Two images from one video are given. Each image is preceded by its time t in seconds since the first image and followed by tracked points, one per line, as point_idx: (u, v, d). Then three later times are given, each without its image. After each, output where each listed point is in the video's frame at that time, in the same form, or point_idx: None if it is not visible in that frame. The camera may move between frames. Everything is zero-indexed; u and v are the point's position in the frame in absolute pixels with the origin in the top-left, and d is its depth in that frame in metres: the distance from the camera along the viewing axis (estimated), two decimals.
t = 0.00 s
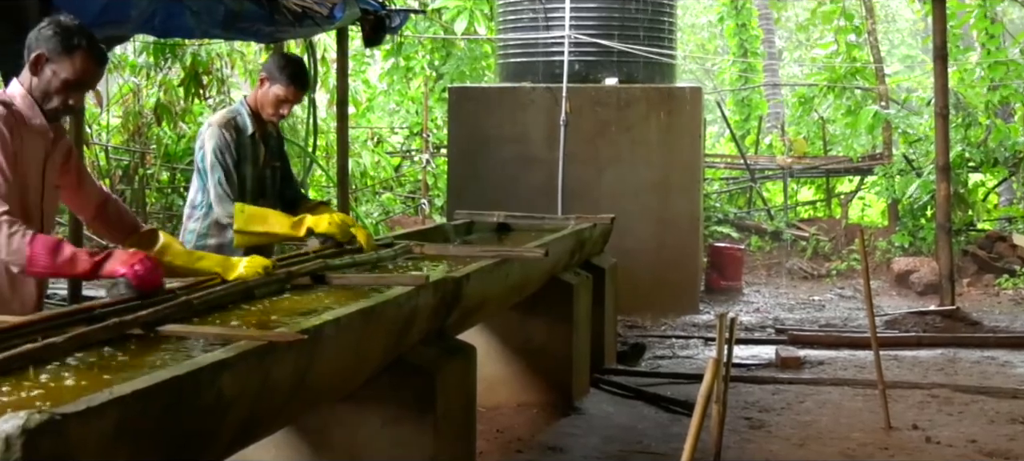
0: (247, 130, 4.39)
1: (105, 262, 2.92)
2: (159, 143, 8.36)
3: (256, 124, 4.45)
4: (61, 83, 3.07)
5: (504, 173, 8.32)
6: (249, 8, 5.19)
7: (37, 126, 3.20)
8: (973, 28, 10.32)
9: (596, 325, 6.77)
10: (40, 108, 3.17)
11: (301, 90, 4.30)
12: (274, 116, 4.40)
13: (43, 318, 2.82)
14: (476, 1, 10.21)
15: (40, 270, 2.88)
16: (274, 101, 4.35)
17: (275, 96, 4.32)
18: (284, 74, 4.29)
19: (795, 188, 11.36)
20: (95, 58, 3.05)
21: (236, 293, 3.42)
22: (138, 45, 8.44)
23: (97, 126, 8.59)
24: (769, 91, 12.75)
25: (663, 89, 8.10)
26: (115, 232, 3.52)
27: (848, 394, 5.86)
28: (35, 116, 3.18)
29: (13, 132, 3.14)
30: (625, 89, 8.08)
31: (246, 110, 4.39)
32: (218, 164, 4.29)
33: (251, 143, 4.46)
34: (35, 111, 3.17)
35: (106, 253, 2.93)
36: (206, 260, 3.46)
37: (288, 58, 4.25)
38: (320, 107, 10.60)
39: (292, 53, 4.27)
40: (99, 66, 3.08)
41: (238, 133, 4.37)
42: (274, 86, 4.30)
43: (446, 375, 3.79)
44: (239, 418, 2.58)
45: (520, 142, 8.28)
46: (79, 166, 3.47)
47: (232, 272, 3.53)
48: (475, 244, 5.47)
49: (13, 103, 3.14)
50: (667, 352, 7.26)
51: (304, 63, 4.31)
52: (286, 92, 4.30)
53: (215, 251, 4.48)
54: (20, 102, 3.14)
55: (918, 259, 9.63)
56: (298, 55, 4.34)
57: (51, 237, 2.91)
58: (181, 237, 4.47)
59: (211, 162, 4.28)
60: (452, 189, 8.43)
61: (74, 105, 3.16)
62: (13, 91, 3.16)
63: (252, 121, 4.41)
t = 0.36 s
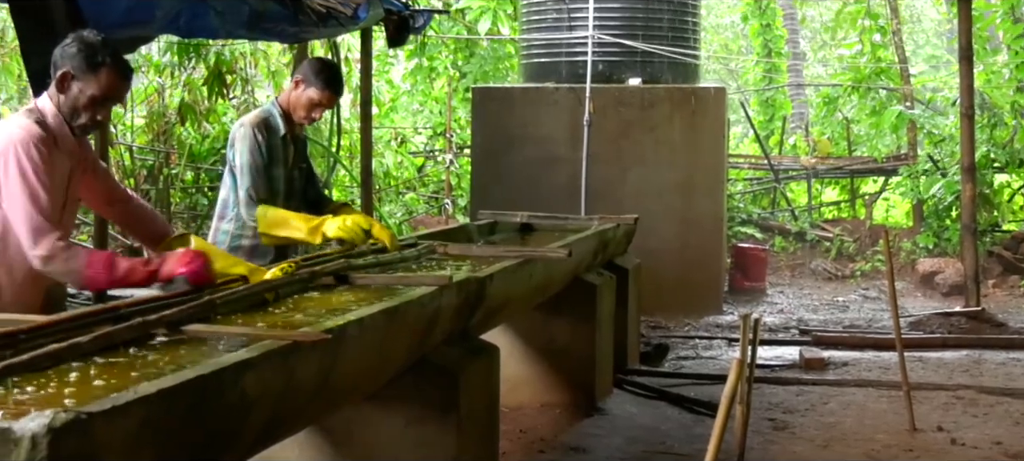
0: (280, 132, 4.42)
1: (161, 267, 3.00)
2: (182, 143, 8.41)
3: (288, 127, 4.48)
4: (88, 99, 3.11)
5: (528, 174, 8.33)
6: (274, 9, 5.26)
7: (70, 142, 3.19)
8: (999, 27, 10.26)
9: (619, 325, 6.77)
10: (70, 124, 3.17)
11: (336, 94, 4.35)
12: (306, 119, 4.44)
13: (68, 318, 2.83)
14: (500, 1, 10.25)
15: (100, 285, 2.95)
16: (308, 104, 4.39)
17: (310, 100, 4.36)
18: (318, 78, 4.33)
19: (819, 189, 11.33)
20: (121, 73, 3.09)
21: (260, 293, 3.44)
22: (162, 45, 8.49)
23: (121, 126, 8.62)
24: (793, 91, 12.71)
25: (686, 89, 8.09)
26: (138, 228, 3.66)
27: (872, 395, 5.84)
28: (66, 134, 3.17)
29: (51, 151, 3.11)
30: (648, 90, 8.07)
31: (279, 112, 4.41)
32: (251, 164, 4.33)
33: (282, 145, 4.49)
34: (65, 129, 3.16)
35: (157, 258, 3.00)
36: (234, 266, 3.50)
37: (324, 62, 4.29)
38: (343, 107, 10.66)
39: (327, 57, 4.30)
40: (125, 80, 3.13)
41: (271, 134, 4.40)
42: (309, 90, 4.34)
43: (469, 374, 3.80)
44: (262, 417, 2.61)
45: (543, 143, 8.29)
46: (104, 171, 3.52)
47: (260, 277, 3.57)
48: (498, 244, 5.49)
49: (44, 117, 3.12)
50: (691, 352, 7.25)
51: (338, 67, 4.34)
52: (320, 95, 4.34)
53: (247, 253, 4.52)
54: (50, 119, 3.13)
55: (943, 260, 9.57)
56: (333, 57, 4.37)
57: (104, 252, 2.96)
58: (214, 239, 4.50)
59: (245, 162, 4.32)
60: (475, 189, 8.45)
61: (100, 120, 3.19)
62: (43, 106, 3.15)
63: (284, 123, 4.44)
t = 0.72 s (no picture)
0: (303, 132, 4.46)
1: (157, 263, 3.00)
2: (205, 143, 8.45)
3: (310, 128, 4.51)
4: (113, 100, 3.10)
5: (550, 174, 8.34)
6: (297, 9, 5.31)
7: (89, 145, 3.23)
8: None
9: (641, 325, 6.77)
10: (93, 125, 3.21)
11: (357, 97, 4.38)
12: (327, 122, 4.47)
13: (84, 316, 2.87)
14: (522, 1, 10.28)
15: (96, 281, 2.96)
16: (329, 107, 4.42)
17: (331, 103, 4.39)
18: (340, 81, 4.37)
19: (842, 190, 11.31)
20: (141, 73, 3.05)
21: (282, 292, 3.47)
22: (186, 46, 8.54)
23: (144, 125, 8.68)
24: (815, 91, 12.66)
25: (708, 89, 8.07)
26: (181, 220, 3.58)
27: (895, 396, 5.82)
28: (87, 136, 3.21)
29: (66, 154, 3.17)
30: (670, 90, 8.07)
31: (301, 113, 4.44)
32: (274, 166, 4.36)
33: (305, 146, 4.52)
34: (88, 130, 3.21)
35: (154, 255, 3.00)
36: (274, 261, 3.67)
37: (345, 65, 4.33)
38: (366, 108, 10.72)
39: (349, 61, 4.34)
40: (148, 80, 3.09)
41: (293, 135, 4.42)
42: (330, 93, 4.37)
43: (490, 374, 3.82)
44: (285, 417, 2.62)
45: (565, 143, 8.30)
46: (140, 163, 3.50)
47: (301, 271, 3.75)
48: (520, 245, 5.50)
49: (67, 121, 3.19)
50: (713, 353, 7.23)
51: (360, 71, 4.38)
52: (342, 99, 4.38)
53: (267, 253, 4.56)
54: (74, 121, 3.19)
55: (966, 261, 9.52)
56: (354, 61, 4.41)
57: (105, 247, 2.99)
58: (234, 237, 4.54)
59: (267, 163, 4.36)
60: (497, 189, 8.45)
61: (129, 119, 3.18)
62: (70, 108, 3.20)
63: (307, 124, 4.47)
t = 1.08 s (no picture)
0: (334, 137, 4.50)
1: (231, 260, 3.16)
2: (226, 143, 8.47)
3: (343, 136, 4.56)
4: (198, 103, 3.35)
5: (570, 174, 8.33)
6: (318, 10, 5.35)
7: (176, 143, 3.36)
8: None
9: (662, 326, 6.77)
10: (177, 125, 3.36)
11: (394, 115, 4.46)
12: (360, 135, 4.54)
13: (107, 317, 2.88)
14: (543, 1, 10.30)
15: (177, 271, 3.16)
16: (364, 122, 4.50)
17: (368, 118, 4.47)
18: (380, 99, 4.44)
19: (863, 190, 11.29)
20: (227, 79, 3.32)
21: (304, 292, 3.49)
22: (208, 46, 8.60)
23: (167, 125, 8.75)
24: (837, 91, 12.61)
25: (729, 90, 8.06)
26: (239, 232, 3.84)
27: (917, 398, 5.79)
28: (173, 133, 3.35)
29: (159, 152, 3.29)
30: (691, 90, 8.06)
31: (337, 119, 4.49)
32: (304, 166, 4.37)
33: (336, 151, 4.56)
34: (172, 128, 3.35)
35: (229, 252, 3.16)
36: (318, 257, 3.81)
37: (387, 82, 4.41)
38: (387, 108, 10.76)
39: (392, 81, 4.43)
40: (231, 86, 3.35)
41: (327, 139, 4.46)
42: (370, 108, 4.45)
43: (511, 374, 3.83)
44: (307, 416, 2.64)
45: (586, 144, 8.30)
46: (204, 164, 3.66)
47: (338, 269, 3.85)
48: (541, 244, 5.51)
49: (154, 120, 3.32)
50: (734, 354, 7.22)
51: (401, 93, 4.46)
52: (379, 114, 4.45)
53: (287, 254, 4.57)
54: (162, 120, 3.33)
55: (989, 262, 9.45)
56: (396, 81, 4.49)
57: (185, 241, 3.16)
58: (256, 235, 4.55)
59: (299, 162, 4.37)
60: (517, 190, 8.46)
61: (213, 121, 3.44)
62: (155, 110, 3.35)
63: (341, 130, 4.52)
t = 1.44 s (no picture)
0: (358, 138, 4.52)
1: (283, 250, 3.38)
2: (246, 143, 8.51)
3: (368, 137, 4.58)
4: (240, 89, 3.40)
5: (590, 174, 8.33)
6: (338, 10, 5.43)
7: (218, 133, 3.54)
8: None
9: (682, 326, 6.76)
10: (223, 115, 3.53)
11: (420, 121, 4.47)
12: (384, 138, 4.56)
13: (127, 316, 2.90)
14: (563, 1, 10.32)
15: (229, 262, 3.29)
16: (390, 125, 4.51)
17: (394, 122, 4.49)
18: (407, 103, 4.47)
19: (884, 191, 11.24)
20: (269, 66, 3.34)
21: (323, 291, 3.51)
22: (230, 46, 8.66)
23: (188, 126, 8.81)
24: (858, 91, 12.56)
25: (750, 90, 8.04)
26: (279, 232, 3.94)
27: (938, 399, 5.77)
28: (216, 123, 3.52)
29: (197, 141, 3.47)
30: (712, 90, 8.05)
31: (360, 120, 4.51)
32: (326, 167, 4.40)
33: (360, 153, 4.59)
34: (216, 118, 3.52)
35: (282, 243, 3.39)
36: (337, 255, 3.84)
37: (414, 86, 4.43)
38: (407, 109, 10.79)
39: (418, 84, 4.44)
40: (273, 73, 3.38)
41: (350, 139, 4.48)
42: (396, 110, 4.47)
43: (531, 374, 3.85)
44: (327, 414, 2.65)
45: (606, 144, 8.28)
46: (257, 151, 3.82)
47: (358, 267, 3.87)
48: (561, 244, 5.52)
49: (198, 110, 3.50)
50: (754, 354, 7.20)
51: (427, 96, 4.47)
52: (407, 119, 4.47)
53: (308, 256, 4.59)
54: (205, 110, 3.51)
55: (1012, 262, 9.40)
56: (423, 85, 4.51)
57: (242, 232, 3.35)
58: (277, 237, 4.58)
59: (317, 163, 4.40)
60: (537, 190, 8.45)
61: (254, 109, 3.48)
62: (201, 100, 3.52)
63: (364, 131, 4.54)
